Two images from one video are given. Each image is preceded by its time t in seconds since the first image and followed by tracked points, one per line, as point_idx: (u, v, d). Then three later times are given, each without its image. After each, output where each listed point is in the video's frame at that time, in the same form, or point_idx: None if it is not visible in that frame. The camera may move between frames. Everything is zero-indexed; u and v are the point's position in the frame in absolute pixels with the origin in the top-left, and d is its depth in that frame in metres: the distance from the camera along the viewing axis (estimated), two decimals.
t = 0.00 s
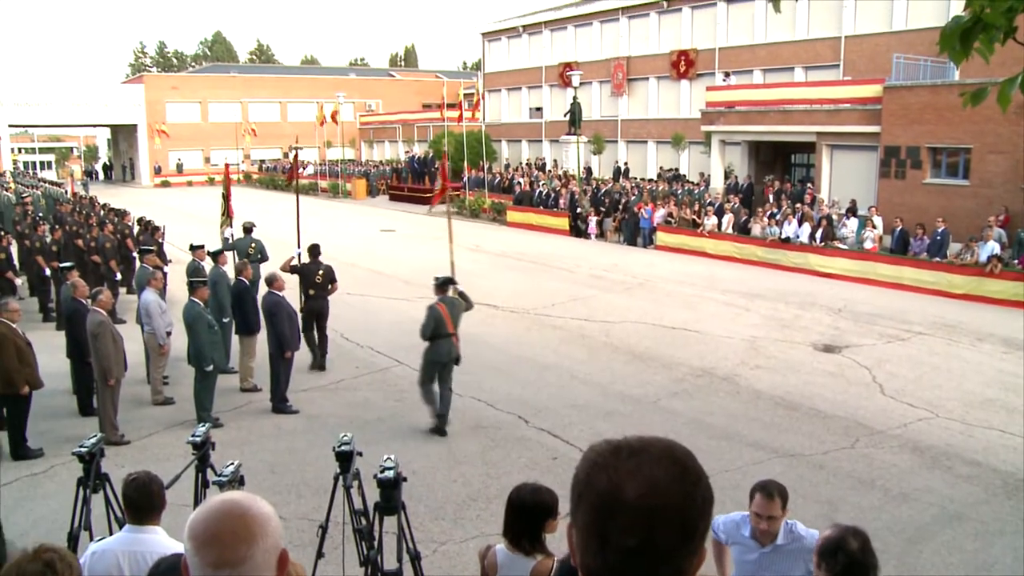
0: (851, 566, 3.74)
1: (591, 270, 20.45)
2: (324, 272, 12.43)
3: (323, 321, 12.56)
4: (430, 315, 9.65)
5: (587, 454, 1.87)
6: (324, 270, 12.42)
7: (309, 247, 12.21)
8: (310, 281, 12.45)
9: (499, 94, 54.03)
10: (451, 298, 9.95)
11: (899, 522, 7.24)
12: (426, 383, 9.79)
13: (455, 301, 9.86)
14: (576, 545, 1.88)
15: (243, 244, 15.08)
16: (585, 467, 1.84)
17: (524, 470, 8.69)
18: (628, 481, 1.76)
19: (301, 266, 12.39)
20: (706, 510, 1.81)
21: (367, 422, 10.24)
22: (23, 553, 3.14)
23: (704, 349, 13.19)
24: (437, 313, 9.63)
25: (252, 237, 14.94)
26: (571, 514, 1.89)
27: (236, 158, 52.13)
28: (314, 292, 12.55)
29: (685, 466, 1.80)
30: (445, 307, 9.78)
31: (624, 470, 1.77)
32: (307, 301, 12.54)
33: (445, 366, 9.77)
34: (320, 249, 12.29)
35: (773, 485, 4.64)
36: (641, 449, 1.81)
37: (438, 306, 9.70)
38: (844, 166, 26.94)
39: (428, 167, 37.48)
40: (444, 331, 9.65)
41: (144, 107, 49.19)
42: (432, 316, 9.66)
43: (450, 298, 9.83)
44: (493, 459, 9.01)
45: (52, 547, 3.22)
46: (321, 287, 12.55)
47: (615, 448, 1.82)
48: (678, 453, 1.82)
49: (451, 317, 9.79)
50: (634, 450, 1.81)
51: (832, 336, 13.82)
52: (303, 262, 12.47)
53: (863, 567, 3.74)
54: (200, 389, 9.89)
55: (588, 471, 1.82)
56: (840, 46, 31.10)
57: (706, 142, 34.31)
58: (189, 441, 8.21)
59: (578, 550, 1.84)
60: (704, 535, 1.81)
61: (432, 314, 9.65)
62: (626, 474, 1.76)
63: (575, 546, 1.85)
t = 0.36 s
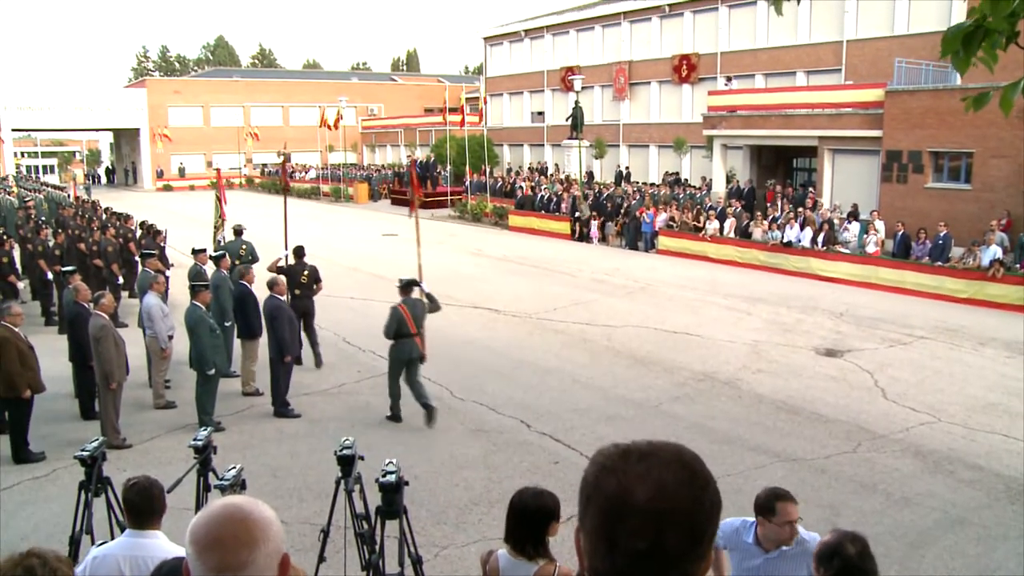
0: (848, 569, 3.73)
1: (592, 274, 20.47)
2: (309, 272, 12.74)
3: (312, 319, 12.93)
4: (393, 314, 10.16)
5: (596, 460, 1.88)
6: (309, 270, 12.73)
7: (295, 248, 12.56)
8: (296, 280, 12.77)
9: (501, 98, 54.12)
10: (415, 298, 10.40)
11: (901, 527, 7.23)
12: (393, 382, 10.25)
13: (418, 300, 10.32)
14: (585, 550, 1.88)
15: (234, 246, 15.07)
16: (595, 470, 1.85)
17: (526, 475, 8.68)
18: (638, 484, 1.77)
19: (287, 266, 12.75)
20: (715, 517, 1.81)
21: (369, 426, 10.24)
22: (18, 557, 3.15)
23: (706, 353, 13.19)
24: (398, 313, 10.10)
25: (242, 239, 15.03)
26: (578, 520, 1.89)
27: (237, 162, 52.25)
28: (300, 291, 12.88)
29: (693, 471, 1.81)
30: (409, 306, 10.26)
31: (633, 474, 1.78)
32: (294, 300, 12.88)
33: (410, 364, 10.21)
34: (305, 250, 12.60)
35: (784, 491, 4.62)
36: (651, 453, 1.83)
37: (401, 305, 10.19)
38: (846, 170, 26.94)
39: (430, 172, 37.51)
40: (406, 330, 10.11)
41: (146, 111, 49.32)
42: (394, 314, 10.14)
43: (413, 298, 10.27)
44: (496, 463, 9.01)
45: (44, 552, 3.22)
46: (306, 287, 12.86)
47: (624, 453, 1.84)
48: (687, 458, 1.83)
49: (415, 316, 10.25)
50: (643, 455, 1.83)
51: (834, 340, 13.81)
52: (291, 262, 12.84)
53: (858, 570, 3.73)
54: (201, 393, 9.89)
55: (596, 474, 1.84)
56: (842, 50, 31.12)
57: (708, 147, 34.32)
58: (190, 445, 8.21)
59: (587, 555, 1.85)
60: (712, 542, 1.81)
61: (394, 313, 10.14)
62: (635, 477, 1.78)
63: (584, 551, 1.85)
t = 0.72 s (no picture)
0: None
1: (592, 277, 20.47)
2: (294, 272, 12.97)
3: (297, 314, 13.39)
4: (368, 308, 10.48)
5: (597, 462, 1.88)
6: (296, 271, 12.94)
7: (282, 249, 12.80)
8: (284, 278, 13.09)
9: (501, 101, 54.17)
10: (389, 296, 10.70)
11: (902, 530, 7.22)
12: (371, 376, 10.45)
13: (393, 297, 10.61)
14: (586, 553, 1.87)
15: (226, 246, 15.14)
16: (597, 473, 1.84)
17: (526, 478, 8.67)
18: (642, 488, 1.76)
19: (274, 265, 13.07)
20: (717, 520, 1.81)
21: (368, 429, 10.23)
22: (14, 559, 3.14)
23: (705, 356, 13.18)
24: (370, 307, 10.42)
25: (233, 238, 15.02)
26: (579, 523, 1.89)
27: (237, 166, 52.29)
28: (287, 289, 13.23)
29: (696, 476, 1.81)
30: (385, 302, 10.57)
31: (635, 477, 1.78)
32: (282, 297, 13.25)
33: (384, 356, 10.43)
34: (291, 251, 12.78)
35: (780, 495, 4.61)
36: (653, 456, 1.83)
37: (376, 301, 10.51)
38: (845, 173, 26.95)
39: (430, 175, 37.48)
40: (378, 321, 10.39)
41: (146, 114, 49.36)
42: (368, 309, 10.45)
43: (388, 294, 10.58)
44: (496, 466, 9.00)
45: (40, 554, 3.21)
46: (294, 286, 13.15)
47: (625, 456, 1.83)
48: (690, 462, 1.83)
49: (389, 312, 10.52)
50: (646, 458, 1.83)
51: (834, 343, 13.80)
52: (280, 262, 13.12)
53: None
54: (201, 396, 9.88)
55: (599, 477, 1.83)
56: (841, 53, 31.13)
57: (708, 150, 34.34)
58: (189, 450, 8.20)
59: (588, 558, 1.84)
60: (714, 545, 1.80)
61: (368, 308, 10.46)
62: (638, 481, 1.77)
63: (587, 554, 1.84)
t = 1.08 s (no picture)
0: None
1: (592, 281, 20.48)
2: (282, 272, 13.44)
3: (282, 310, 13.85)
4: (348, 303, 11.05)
5: (598, 472, 1.85)
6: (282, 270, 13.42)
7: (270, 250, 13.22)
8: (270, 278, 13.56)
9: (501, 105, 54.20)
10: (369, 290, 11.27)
11: (902, 534, 7.21)
12: (350, 367, 11.12)
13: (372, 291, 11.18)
14: (589, 561, 1.86)
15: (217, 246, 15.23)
16: (600, 485, 1.82)
17: (526, 481, 8.66)
18: (651, 500, 1.75)
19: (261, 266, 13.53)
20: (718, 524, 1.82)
21: (368, 433, 10.22)
22: (18, 563, 3.14)
23: (705, 360, 13.17)
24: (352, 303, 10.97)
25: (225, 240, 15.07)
26: (582, 533, 1.86)
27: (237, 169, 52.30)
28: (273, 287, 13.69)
29: (700, 483, 1.81)
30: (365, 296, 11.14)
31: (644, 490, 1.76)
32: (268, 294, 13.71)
33: (365, 349, 11.09)
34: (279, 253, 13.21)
35: (788, 498, 4.59)
36: (657, 466, 1.81)
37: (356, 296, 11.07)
38: (845, 177, 26.96)
39: (429, 179, 37.43)
40: (359, 317, 11.01)
41: (146, 118, 49.37)
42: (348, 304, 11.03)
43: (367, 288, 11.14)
44: (496, 470, 8.99)
45: (44, 558, 3.22)
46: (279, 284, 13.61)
47: (629, 467, 1.81)
48: (692, 469, 1.83)
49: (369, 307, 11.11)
50: (650, 467, 1.81)
51: (834, 347, 13.79)
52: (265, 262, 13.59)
53: None
54: (201, 400, 9.88)
55: (604, 489, 1.80)
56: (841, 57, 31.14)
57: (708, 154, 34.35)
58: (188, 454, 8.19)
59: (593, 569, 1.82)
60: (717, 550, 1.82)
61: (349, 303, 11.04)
62: (647, 494, 1.76)
63: (594, 567, 1.81)
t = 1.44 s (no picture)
0: None
1: (592, 287, 20.48)
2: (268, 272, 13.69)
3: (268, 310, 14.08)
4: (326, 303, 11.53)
5: (595, 486, 1.84)
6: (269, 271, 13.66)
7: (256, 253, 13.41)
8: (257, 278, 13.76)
9: (501, 112, 54.28)
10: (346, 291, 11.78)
11: (902, 541, 7.19)
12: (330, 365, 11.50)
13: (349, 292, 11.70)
14: None
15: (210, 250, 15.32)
16: (599, 500, 1.80)
17: (526, 488, 8.65)
18: (654, 513, 1.74)
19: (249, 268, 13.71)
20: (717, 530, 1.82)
21: (368, 440, 10.21)
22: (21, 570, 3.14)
23: (706, 367, 13.16)
24: (331, 301, 11.51)
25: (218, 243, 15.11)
26: (584, 547, 1.84)
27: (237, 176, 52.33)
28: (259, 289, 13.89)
29: (698, 491, 1.81)
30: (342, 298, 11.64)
31: (647, 504, 1.75)
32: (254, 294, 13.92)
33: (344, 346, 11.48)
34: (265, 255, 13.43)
35: (773, 498, 4.65)
36: (655, 476, 1.80)
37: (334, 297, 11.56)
38: (845, 184, 26.98)
39: (430, 186, 37.41)
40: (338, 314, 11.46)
41: (146, 124, 49.43)
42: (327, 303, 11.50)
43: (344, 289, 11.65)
44: (496, 477, 8.98)
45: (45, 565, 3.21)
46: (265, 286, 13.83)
47: (628, 478, 1.80)
48: (690, 478, 1.83)
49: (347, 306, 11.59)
50: (649, 478, 1.80)
51: (834, 353, 13.78)
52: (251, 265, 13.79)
53: None
54: (200, 407, 9.86)
55: (604, 502, 1.79)
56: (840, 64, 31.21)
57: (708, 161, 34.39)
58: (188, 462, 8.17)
59: None
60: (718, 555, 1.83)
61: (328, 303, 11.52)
62: (650, 506, 1.75)
63: None
